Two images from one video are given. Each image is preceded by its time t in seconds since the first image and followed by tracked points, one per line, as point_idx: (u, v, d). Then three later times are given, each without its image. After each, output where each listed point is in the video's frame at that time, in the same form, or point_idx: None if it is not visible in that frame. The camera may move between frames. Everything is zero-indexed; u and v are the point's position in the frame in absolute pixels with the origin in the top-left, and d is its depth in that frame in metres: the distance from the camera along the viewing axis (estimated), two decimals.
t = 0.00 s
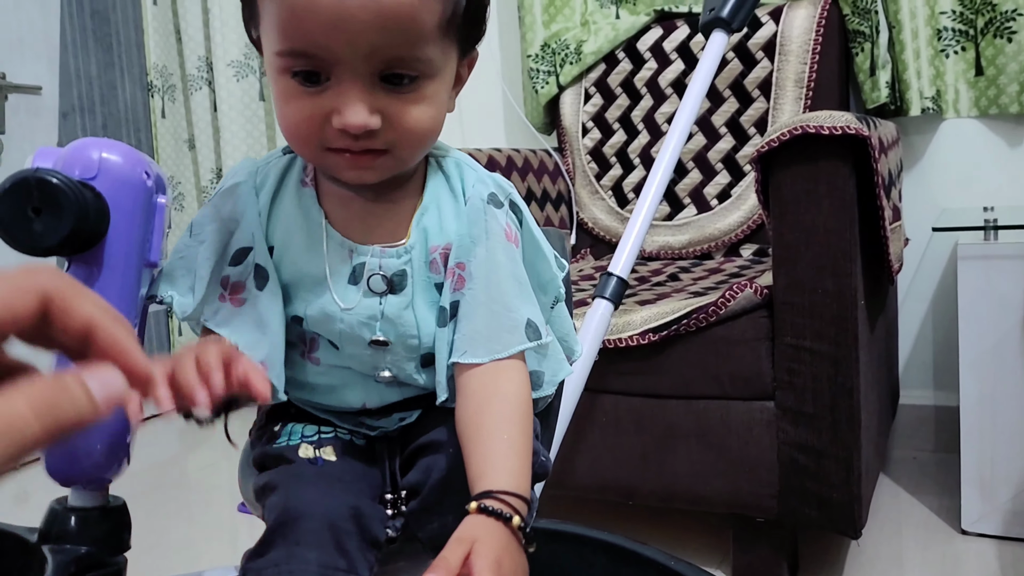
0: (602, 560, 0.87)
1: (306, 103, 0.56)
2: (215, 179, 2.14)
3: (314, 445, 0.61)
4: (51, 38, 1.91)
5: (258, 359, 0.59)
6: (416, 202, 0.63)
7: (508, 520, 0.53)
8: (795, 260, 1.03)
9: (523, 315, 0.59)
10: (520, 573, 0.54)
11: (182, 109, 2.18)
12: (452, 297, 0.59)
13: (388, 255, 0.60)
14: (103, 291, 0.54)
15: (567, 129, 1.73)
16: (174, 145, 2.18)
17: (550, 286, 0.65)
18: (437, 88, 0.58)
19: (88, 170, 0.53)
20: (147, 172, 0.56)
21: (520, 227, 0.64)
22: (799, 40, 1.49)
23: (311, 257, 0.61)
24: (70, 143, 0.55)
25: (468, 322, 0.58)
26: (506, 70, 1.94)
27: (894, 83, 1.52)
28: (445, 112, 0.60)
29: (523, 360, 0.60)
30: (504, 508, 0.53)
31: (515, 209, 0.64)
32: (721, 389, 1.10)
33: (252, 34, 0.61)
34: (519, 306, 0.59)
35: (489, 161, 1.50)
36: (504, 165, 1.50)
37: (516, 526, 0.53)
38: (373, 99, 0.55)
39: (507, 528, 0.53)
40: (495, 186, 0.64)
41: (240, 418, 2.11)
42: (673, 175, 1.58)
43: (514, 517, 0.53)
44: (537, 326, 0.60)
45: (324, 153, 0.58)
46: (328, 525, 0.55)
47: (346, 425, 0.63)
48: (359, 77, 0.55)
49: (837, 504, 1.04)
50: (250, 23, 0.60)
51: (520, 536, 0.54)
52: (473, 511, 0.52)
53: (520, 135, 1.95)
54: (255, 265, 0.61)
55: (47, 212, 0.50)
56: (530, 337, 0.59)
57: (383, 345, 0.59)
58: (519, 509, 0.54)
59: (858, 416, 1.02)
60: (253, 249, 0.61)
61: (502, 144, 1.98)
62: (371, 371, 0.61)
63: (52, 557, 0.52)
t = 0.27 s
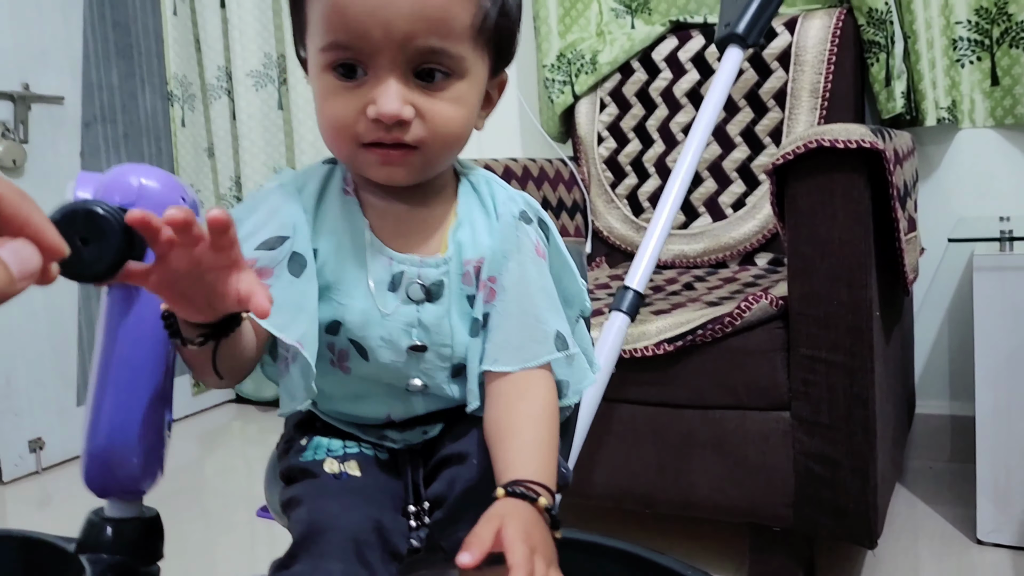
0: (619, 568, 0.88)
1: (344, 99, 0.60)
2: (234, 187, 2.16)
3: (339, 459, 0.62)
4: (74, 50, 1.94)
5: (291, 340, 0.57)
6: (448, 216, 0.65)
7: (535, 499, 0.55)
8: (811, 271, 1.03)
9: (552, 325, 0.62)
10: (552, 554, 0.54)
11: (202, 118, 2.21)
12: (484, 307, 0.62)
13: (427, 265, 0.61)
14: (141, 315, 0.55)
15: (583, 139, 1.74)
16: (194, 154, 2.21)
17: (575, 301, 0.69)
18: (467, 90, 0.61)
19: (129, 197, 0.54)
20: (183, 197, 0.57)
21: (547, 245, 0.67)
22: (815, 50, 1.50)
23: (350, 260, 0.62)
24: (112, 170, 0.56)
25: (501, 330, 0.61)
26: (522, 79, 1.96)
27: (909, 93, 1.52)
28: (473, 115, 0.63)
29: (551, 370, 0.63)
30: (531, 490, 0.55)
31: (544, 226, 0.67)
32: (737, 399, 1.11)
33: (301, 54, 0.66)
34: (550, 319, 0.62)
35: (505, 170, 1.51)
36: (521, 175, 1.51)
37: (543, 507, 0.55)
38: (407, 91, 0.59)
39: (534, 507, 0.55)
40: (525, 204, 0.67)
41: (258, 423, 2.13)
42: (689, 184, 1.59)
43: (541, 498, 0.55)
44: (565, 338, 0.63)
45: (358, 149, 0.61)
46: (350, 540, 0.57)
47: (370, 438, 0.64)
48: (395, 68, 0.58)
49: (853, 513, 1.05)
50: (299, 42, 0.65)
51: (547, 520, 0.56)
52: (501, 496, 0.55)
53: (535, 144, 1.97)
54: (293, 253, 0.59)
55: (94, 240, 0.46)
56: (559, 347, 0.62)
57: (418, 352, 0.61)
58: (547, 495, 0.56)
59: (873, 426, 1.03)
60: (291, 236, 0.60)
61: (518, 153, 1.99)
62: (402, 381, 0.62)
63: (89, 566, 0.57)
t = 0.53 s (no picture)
0: (634, 574, 0.89)
1: (376, 106, 0.61)
2: (252, 188, 2.19)
3: (364, 471, 0.63)
4: (96, 53, 1.97)
5: (315, 351, 0.58)
6: (480, 234, 0.66)
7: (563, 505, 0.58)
8: (827, 280, 1.04)
9: (582, 343, 0.65)
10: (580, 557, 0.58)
11: (221, 120, 2.23)
12: (515, 325, 0.64)
13: (462, 283, 0.63)
14: (168, 324, 0.57)
15: (599, 144, 1.75)
16: (213, 155, 2.24)
17: (602, 319, 0.72)
18: (496, 101, 0.63)
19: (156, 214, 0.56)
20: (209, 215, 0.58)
21: (576, 265, 0.70)
22: (832, 57, 1.50)
23: (385, 275, 0.63)
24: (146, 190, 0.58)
25: (534, 349, 0.64)
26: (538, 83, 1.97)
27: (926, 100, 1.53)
28: (500, 125, 0.64)
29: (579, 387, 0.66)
30: (561, 497, 0.59)
31: (574, 245, 0.69)
32: (751, 406, 1.11)
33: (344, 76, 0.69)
34: (581, 335, 0.65)
35: (522, 175, 1.52)
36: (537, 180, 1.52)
37: (572, 513, 0.59)
38: (437, 97, 0.60)
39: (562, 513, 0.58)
40: (555, 224, 0.69)
41: (274, 423, 2.16)
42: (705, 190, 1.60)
43: (569, 505, 0.59)
44: (594, 355, 0.66)
45: (387, 158, 0.62)
46: (371, 549, 0.58)
47: (395, 448, 0.65)
48: (426, 75, 0.60)
49: (867, 520, 1.06)
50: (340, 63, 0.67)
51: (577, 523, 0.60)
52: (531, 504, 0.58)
53: (551, 148, 1.98)
54: (322, 263, 0.60)
55: (112, 257, 0.47)
56: (587, 364, 0.65)
57: (451, 367, 0.62)
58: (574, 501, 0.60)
59: (887, 434, 1.04)
60: (322, 248, 0.61)
61: (534, 157, 2.01)
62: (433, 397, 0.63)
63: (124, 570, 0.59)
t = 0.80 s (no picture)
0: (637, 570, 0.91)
1: (380, 114, 0.63)
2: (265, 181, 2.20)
3: (372, 470, 0.67)
4: (112, 46, 1.99)
5: (339, 347, 0.58)
6: (496, 241, 0.68)
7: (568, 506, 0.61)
8: (832, 282, 1.05)
9: (592, 346, 0.68)
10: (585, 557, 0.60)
11: (234, 114, 2.26)
12: (529, 328, 0.66)
13: (479, 289, 0.65)
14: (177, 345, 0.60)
15: (609, 140, 1.76)
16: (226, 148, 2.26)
17: (610, 321, 0.75)
18: (495, 106, 0.63)
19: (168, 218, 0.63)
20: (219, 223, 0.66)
21: (588, 272, 0.72)
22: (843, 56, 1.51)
23: (405, 279, 0.64)
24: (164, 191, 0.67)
25: (546, 351, 0.66)
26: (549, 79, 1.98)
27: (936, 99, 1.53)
28: (504, 130, 0.64)
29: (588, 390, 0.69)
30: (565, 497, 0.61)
31: (586, 251, 0.72)
32: (755, 404, 1.13)
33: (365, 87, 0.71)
34: (591, 339, 0.68)
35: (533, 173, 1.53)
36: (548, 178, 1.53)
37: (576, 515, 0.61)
38: (434, 104, 0.61)
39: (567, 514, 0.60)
40: (569, 231, 0.72)
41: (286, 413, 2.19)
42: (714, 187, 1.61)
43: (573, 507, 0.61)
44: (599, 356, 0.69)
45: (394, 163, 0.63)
46: (379, 544, 0.62)
47: (404, 446, 0.68)
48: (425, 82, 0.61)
49: (868, 519, 1.07)
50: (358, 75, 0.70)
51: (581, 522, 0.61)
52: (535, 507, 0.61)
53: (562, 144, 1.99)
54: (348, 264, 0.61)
55: (130, 265, 0.59)
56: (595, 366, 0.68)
57: (463, 371, 0.64)
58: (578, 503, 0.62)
59: (889, 434, 1.05)
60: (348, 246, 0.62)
61: (545, 153, 2.02)
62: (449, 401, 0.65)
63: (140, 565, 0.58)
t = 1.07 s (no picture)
0: (644, 558, 0.92)
1: (391, 102, 0.64)
2: (280, 172, 2.23)
3: (380, 458, 0.66)
4: (130, 39, 2.02)
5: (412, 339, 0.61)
6: (508, 233, 0.69)
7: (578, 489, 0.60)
8: (841, 275, 1.05)
9: (603, 341, 0.67)
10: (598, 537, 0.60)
11: (250, 105, 2.27)
12: (538, 321, 0.66)
13: (490, 280, 0.65)
14: (205, 323, 0.57)
15: (622, 133, 1.77)
16: (242, 139, 2.29)
17: (620, 318, 0.74)
18: (501, 94, 0.64)
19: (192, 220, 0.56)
20: (244, 218, 0.58)
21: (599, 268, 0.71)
22: (855, 49, 1.51)
23: (421, 269, 0.66)
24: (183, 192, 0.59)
25: (552, 345, 0.65)
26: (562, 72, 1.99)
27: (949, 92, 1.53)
28: (512, 121, 0.65)
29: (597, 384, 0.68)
30: (578, 482, 0.61)
31: (599, 247, 0.71)
32: (763, 396, 1.14)
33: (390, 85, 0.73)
34: (600, 333, 0.67)
35: (544, 165, 1.54)
36: (559, 170, 1.54)
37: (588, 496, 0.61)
38: (441, 91, 0.62)
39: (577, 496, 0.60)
40: (580, 227, 0.70)
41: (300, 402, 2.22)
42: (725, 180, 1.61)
43: (585, 489, 0.60)
44: (612, 353, 0.67)
45: (403, 150, 0.65)
46: (382, 537, 0.62)
47: (410, 437, 0.68)
48: (433, 69, 0.63)
49: (875, 511, 1.08)
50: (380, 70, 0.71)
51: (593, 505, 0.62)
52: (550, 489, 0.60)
53: (575, 137, 2.00)
54: (386, 258, 0.64)
55: (158, 265, 0.52)
56: (605, 362, 0.67)
57: (473, 359, 0.65)
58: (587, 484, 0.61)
59: (897, 427, 1.06)
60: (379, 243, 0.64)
61: (557, 146, 2.03)
62: (454, 388, 0.66)
63: (161, 543, 0.59)
